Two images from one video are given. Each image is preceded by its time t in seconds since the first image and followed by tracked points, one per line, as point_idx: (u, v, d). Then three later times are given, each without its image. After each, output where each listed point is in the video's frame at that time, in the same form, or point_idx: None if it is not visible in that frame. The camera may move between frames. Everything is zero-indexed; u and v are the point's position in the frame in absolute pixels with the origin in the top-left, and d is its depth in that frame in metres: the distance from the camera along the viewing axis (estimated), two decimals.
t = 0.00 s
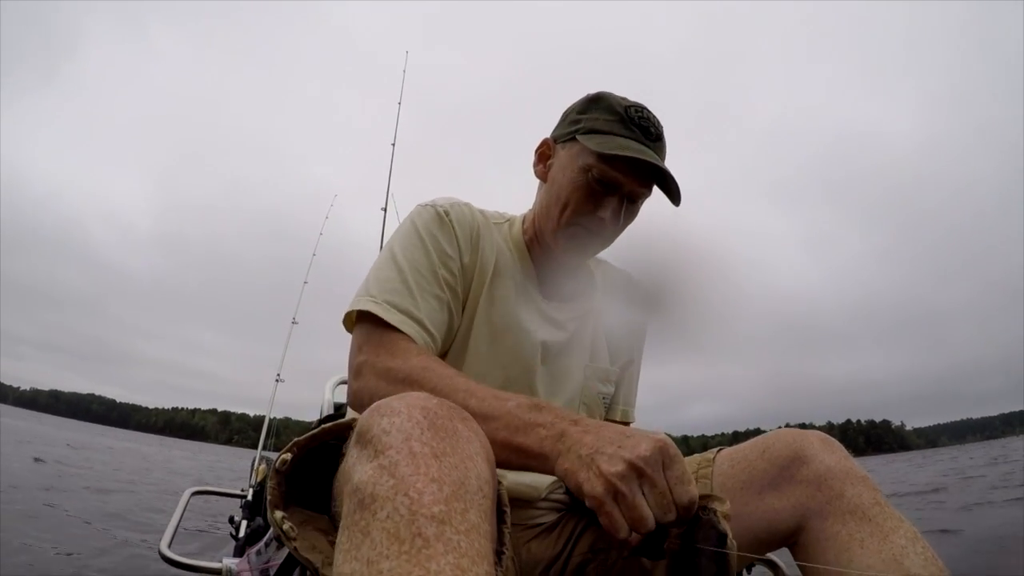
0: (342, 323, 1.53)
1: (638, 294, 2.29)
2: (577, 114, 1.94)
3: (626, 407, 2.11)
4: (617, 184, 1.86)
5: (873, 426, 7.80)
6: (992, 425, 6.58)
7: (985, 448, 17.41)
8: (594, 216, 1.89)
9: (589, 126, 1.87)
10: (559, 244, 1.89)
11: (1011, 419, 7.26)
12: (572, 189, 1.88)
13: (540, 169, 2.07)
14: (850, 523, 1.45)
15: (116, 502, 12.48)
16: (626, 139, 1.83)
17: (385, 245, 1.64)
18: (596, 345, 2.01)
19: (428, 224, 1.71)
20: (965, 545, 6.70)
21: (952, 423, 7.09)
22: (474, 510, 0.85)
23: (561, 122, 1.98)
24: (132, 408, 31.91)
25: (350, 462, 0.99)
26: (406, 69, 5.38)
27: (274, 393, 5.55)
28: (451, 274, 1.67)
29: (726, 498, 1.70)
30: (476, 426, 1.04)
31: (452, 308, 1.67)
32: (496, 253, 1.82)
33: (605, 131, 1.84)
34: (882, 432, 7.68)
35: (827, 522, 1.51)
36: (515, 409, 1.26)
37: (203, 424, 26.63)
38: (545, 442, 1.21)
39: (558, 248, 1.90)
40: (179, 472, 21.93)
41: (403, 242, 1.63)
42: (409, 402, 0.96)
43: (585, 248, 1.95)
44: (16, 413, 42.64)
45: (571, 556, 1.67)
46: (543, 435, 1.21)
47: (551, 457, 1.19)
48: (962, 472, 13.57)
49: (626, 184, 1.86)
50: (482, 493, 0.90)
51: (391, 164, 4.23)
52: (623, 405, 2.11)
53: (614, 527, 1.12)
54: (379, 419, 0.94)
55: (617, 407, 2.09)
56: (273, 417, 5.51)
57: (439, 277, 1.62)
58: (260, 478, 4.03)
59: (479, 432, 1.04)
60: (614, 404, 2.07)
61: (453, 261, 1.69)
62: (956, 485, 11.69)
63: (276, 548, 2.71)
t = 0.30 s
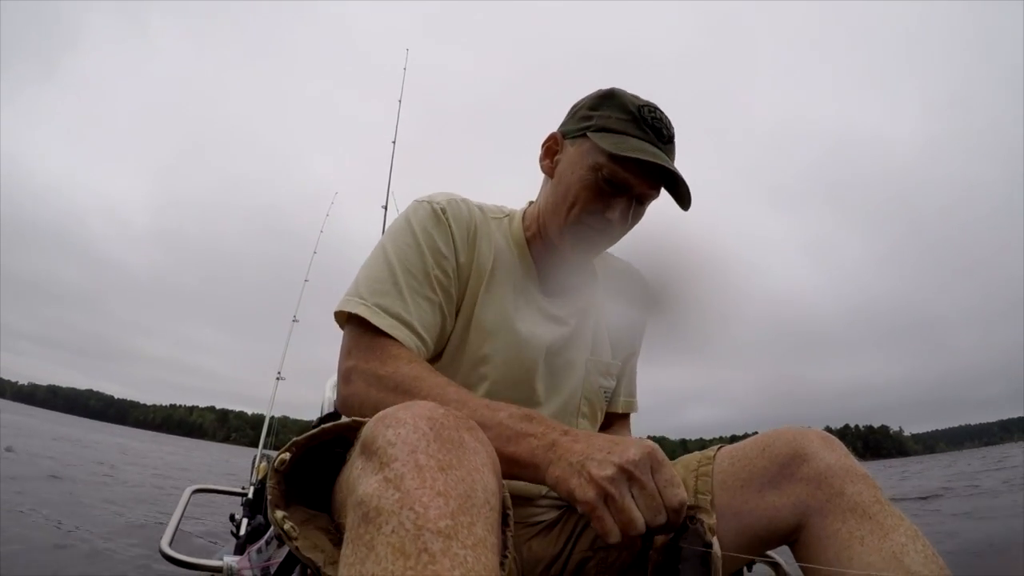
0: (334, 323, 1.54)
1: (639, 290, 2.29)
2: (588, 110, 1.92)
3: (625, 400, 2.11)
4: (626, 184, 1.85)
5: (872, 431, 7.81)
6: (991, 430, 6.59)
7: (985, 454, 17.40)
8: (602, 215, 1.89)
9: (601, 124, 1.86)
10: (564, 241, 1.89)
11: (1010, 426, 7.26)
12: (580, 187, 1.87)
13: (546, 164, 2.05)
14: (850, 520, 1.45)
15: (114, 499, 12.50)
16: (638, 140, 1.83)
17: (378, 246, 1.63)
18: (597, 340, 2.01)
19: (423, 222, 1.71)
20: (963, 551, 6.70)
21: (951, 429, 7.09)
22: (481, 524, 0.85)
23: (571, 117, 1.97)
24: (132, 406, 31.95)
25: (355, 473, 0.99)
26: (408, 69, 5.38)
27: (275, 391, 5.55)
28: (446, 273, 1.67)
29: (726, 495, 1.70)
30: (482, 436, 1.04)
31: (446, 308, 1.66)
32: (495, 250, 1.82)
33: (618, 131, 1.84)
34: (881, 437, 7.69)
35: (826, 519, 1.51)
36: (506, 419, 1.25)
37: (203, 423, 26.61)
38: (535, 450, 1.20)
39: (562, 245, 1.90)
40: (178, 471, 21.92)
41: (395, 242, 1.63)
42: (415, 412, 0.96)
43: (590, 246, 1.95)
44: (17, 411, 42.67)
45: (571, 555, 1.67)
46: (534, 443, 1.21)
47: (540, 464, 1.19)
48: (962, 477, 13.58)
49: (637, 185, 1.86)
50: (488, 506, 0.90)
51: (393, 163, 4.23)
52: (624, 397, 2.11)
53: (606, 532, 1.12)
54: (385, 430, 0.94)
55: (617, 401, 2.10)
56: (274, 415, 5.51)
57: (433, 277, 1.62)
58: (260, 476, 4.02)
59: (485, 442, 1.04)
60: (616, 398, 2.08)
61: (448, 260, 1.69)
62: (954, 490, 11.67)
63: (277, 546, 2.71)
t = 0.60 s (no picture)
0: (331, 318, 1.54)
1: (638, 294, 2.29)
2: (603, 120, 1.90)
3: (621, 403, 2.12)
4: (635, 203, 1.84)
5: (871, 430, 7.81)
6: (991, 429, 6.58)
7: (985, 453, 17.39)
8: (607, 228, 1.89)
9: (616, 139, 1.84)
10: (566, 251, 1.89)
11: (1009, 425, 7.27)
12: (589, 200, 1.86)
13: (555, 169, 2.02)
14: (850, 522, 1.45)
15: (114, 502, 12.50)
16: (652, 160, 1.82)
17: (378, 243, 1.64)
18: (595, 345, 2.02)
19: (423, 221, 1.71)
20: (964, 550, 6.70)
21: (951, 429, 7.07)
22: (481, 525, 0.85)
23: (584, 124, 1.94)
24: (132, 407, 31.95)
25: (354, 475, 0.99)
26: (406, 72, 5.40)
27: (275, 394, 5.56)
28: (444, 274, 1.67)
29: (726, 497, 1.70)
30: (481, 437, 1.04)
31: (442, 308, 1.66)
32: (494, 251, 1.82)
33: (633, 148, 1.83)
34: (881, 436, 7.70)
35: (826, 522, 1.51)
36: (502, 413, 1.26)
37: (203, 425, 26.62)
38: (533, 442, 1.20)
39: (565, 252, 1.90)
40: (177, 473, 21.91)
41: (395, 239, 1.64)
42: (414, 414, 0.96)
43: (593, 257, 1.94)
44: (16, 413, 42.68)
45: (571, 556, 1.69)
46: (530, 433, 1.21)
47: (538, 454, 1.18)
48: (961, 477, 13.57)
49: (646, 204, 1.85)
50: (489, 508, 0.90)
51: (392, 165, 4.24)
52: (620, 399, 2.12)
53: (615, 516, 1.12)
54: (384, 432, 0.94)
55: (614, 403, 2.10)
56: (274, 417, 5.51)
57: (432, 276, 1.62)
58: (261, 478, 4.03)
59: (485, 444, 1.04)
60: (613, 401, 2.08)
61: (447, 259, 1.69)
62: (955, 490, 11.65)
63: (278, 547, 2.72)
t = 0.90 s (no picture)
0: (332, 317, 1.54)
1: (641, 304, 2.29)
2: (610, 132, 1.91)
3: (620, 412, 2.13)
4: (636, 217, 1.85)
5: (870, 430, 7.84)
6: (989, 429, 6.60)
7: (984, 454, 17.40)
8: (606, 240, 1.90)
9: (621, 152, 1.85)
10: (566, 260, 1.89)
11: (1007, 425, 7.28)
12: (590, 211, 1.87)
13: (560, 178, 2.04)
14: (851, 527, 1.46)
15: (115, 506, 12.51)
16: (654, 176, 1.83)
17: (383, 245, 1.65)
18: (596, 352, 2.03)
19: (428, 224, 1.72)
20: (963, 550, 6.71)
21: (950, 429, 7.07)
22: (483, 529, 0.85)
23: (592, 135, 1.96)
24: (132, 411, 31.96)
25: (356, 480, 1.00)
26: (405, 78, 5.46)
27: (275, 397, 5.57)
28: (448, 276, 1.68)
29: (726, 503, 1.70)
30: (483, 440, 1.05)
31: (443, 311, 1.67)
32: (498, 257, 1.83)
33: (636, 162, 1.84)
34: (880, 435, 7.72)
35: (827, 526, 1.51)
36: (503, 386, 1.30)
37: (202, 428, 26.61)
38: (536, 404, 1.24)
39: (565, 262, 1.90)
40: (177, 476, 21.90)
41: (400, 241, 1.65)
42: (416, 417, 0.97)
43: (593, 268, 1.95)
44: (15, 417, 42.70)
45: (572, 560, 1.71)
46: (531, 396, 1.26)
47: (541, 412, 1.21)
48: (960, 477, 13.57)
49: (645, 219, 1.86)
50: (491, 512, 0.91)
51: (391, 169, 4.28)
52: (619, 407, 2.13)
53: (618, 460, 1.08)
54: (386, 435, 0.95)
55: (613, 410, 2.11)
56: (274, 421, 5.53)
57: (436, 280, 1.63)
58: (261, 482, 4.04)
59: (486, 446, 1.05)
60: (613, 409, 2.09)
61: (451, 263, 1.70)
62: (955, 490, 11.65)
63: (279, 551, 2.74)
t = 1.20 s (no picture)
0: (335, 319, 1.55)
1: (643, 306, 2.29)
2: (608, 134, 1.92)
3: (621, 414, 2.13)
4: (636, 219, 1.85)
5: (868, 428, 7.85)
6: (987, 427, 6.61)
7: (983, 453, 17.40)
8: (605, 242, 1.89)
9: (620, 153, 1.86)
10: (565, 262, 1.89)
11: (1004, 423, 7.30)
12: (589, 212, 1.87)
13: (560, 181, 2.04)
14: (852, 528, 1.46)
15: (114, 507, 12.50)
16: (653, 177, 1.83)
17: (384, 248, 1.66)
18: (597, 353, 2.03)
19: (428, 227, 1.73)
20: (961, 548, 6.73)
21: (949, 426, 7.06)
22: (486, 529, 0.86)
23: (591, 137, 1.97)
24: (132, 411, 31.99)
25: (359, 481, 1.00)
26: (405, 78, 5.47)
27: (276, 399, 5.58)
28: (449, 278, 1.69)
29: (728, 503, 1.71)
30: (486, 441, 1.05)
31: (444, 312, 1.67)
32: (498, 260, 1.83)
33: (635, 163, 1.84)
34: (878, 434, 7.73)
35: (829, 527, 1.51)
36: (502, 377, 1.30)
37: (201, 428, 26.63)
38: (536, 394, 1.24)
39: (567, 265, 1.90)
40: (176, 477, 21.91)
41: (401, 244, 1.66)
42: (419, 418, 0.97)
43: (592, 270, 1.95)
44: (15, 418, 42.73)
45: (572, 562, 1.71)
46: (531, 386, 1.27)
47: (541, 402, 1.22)
48: (959, 476, 13.56)
49: (645, 220, 1.85)
50: (494, 512, 0.91)
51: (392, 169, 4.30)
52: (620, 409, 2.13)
53: (619, 451, 1.09)
54: (389, 436, 0.95)
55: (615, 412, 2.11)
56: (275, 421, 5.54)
57: (437, 282, 1.64)
58: (262, 482, 4.04)
59: (489, 447, 1.05)
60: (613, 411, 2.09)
61: (451, 265, 1.71)
62: (954, 488, 11.63)
63: (280, 552, 2.74)
